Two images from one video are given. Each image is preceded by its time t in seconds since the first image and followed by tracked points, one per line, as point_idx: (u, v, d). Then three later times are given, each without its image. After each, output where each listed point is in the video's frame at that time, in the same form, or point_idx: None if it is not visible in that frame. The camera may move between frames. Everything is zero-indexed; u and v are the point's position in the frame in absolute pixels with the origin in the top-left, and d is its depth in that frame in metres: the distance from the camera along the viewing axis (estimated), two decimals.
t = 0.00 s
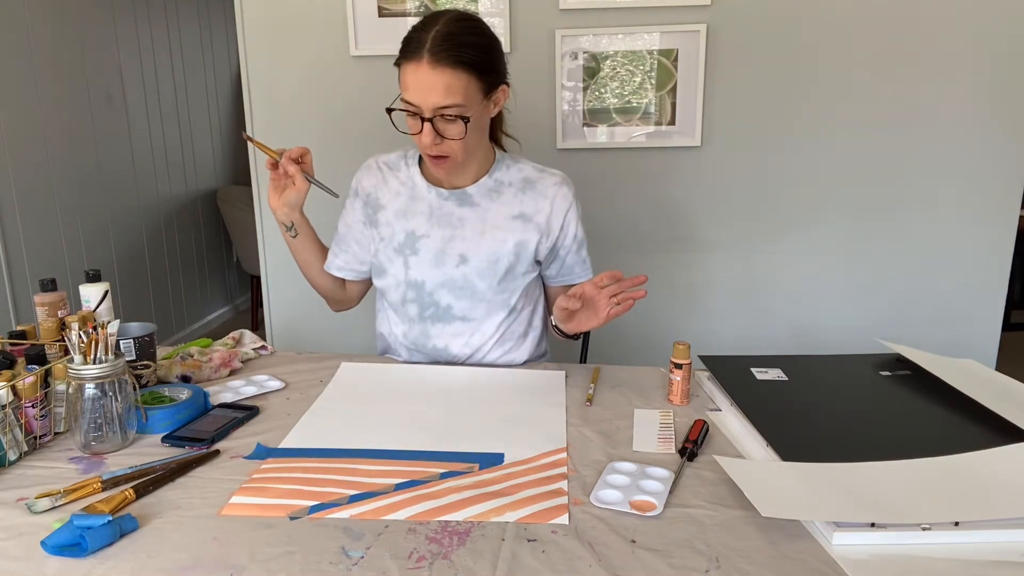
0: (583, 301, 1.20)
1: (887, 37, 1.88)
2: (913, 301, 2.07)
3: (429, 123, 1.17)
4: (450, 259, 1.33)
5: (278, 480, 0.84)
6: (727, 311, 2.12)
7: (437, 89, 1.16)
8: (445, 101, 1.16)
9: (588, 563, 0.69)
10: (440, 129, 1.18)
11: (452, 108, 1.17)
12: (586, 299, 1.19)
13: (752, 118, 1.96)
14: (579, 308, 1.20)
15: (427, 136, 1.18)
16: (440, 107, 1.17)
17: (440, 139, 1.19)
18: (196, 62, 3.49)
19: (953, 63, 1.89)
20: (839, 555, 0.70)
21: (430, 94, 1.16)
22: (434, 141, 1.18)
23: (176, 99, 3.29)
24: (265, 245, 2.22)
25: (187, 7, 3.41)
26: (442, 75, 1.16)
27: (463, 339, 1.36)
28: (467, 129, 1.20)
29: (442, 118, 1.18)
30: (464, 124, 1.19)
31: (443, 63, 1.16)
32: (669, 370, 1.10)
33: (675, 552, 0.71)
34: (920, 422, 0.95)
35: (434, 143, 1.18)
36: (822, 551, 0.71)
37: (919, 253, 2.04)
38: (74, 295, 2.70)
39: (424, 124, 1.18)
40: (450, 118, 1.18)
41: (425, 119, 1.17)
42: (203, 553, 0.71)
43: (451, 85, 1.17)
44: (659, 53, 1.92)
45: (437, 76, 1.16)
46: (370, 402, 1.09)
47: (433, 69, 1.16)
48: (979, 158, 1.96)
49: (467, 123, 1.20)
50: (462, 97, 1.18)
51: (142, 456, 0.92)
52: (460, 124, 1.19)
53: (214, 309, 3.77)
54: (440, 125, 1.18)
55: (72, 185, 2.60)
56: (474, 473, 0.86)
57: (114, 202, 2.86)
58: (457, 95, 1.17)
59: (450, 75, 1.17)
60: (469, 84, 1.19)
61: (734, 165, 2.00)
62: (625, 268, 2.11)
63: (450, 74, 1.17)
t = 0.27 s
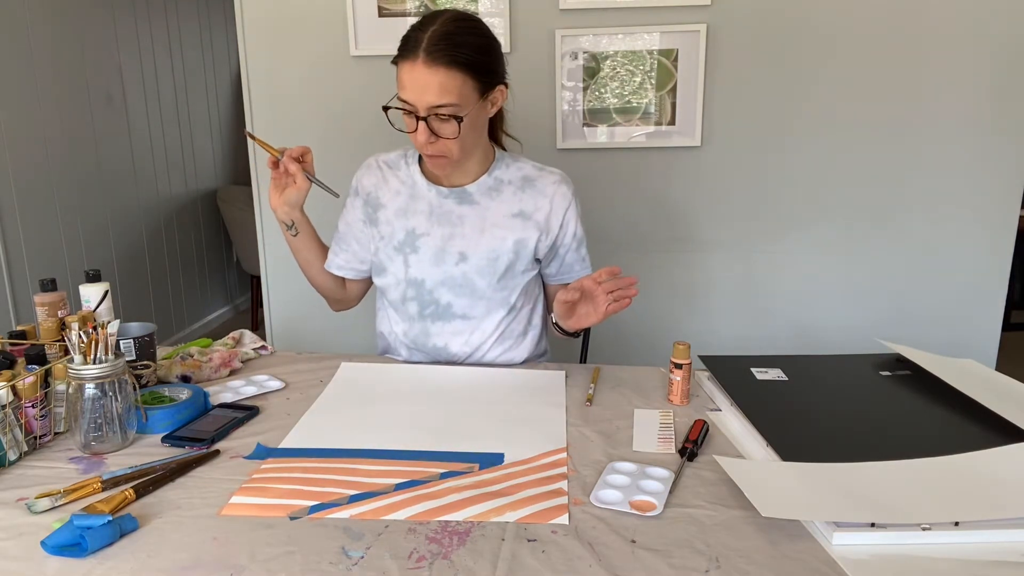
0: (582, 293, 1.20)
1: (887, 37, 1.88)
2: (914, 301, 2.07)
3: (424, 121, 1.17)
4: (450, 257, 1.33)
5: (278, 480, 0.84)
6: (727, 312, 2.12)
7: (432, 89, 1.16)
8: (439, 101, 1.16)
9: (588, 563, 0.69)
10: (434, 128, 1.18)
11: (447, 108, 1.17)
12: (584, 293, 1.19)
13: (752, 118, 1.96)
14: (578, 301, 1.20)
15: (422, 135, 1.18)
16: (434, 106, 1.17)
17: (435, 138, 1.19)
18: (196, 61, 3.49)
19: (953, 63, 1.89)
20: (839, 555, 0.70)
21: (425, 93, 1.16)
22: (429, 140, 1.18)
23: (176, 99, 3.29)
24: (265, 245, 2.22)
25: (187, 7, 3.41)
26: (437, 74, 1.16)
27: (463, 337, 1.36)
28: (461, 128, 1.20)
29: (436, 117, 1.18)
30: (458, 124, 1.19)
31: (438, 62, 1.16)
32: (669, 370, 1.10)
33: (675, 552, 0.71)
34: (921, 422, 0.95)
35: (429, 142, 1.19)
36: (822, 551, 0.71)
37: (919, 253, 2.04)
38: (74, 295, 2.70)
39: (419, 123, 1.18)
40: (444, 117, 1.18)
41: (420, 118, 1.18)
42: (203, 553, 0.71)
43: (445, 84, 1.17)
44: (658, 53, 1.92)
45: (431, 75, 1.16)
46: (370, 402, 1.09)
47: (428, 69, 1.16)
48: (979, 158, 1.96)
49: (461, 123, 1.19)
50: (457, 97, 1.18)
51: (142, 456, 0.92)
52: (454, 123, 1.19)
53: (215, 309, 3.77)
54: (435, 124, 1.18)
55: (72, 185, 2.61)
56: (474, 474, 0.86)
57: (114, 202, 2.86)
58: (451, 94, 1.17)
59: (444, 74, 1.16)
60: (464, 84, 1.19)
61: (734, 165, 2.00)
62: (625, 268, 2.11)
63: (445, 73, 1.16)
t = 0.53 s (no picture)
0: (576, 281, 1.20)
1: (887, 37, 1.88)
2: (914, 301, 2.07)
3: (401, 123, 1.19)
4: (448, 256, 1.33)
5: (278, 480, 0.84)
6: (728, 311, 2.12)
7: (416, 96, 1.17)
8: (421, 109, 1.17)
9: (588, 563, 0.69)
10: (410, 133, 1.19)
11: (425, 118, 1.18)
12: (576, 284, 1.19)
13: (752, 118, 1.96)
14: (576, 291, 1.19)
15: (397, 134, 1.20)
16: (414, 112, 1.18)
17: (409, 143, 1.20)
18: (196, 62, 3.49)
19: (953, 63, 1.89)
20: (839, 555, 0.70)
21: (409, 98, 1.17)
22: (402, 142, 1.20)
23: (176, 99, 3.29)
24: (265, 245, 2.22)
25: (187, 8, 3.41)
26: (424, 83, 1.17)
27: (463, 336, 1.36)
28: (435, 141, 1.21)
29: (414, 123, 1.19)
30: (433, 137, 1.20)
31: (428, 73, 1.16)
32: (669, 370, 1.10)
33: (676, 552, 0.71)
34: (921, 422, 0.95)
35: (401, 144, 1.21)
36: (822, 551, 0.71)
37: (920, 253, 2.04)
38: (74, 295, 2.70)
39: (398, 123, 1.20)
40: (421, 126, 1.19)
41: (400, 119, 1.19)
42: (203, 553, 0.71)
43: (430, 96, 1.17)
44: (658, 53, 1.92)
45: (419, 82, 1.17)
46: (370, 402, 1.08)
47: (417, 76, 1.16)
48: (979, 158, 1.96)
49: (436, 136, 1.20)
50: (439, 110, 1.18)
51: (142, 456, 0.92)
52: (430, 135, 1.20)
53: (215, 309, 3.76)
54: (412, 129, 1.20)
55: (72, 185, 2.60)
56: (474, 473, 0.86)
57: (114, 202, 2.86)
58: (434, 107, 1.18)
59: (430, 86, 1.17)
60: (449, 100, 1.19)
61: (734, 165, 2.00)
62: (625, 268, 2.11)
63: (433, 85, 1.17)
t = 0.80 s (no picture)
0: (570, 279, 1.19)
1: (887, 37, 1.88)
2: (914, 301, 2.07)
3: (401, 128, 1.18)
4: (446, 259, 1.33)
5: (278, 480, 0.84)
6: (727, 311, 2.12)
7: (416, 100, 1.16)
8: (421, 113, 1.17)
9: (588, 563, 0.69)
10: (411, 137, 1.19)
11: (426, 122, 1.18)
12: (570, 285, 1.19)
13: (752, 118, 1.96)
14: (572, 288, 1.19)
15: (397, 139, 1.19)
16: (415, 116, 1.17)
17: (409, 147, 1.20)
18: (196, 62, 3.49)
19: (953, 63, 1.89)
20: (839, 555, 0.70)
21: (409, 103, 1.17)
22: (403, 147, 1.20)
23: (176, 99, 3.29)
24: (265, 245, 2.22)
25: (187, 8, 3.41)
26: (424, 87, 1.16)
27: (462, 338, 1.36)
28: (436, 145, 1.20)
29: (415, 127, 1.18)
30: (435, 140, 1.20)
31: (429, 76, 1.16)
32: (669, 370, 1.10)
33: (675, 552, 0.71)
34: (921, 422, 0.95)
35: (402, 149, 1.20)
36: (822, 551, 0.71)
37: (919, 253, 2.04)
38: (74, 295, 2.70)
39: (398, 128, 1.19)
40: (422, 129, 1.18)
41: (400, 123, 1.19)
42: (203, 553, 0.71)
43: (430, 99, 1.17)
44: (658, 53, 1.92)
45: (418, 87, 1.16)
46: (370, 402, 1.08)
47: (417, 80, 1.16)
48: (979, 158, 1.96)
49: (438, 140, 1.20)
50: (439, 114, 1.18)
51: (142, 456, 0.92)
52: (431, 138, 1.20)
53: (215, 309, 3.76)
54: (412, 133, 1.19)
55: (72, 185, 2.60)
56: (474, 474, 0.86)
57: (114, 202, 2.85)
58: (434, 110, 1.18)
59: (430, 90, 1.17)
60: (450, 104, 1.19)
61: (734, 165, 2.00)
62: (625, 268, 2.11)
63: (433, 89, 1.17)
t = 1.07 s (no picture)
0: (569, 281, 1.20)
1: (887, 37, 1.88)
2: (914, 301, 2.07)
3: (398, 131, 1.18)
4: (444, 261, 1.33)
5: (278, 480, 0.85)
6: (728, 311, 2.12)
7: (412, 102, 1.16)
8: (418, 116, 1.17)
9: (588, 563, 0.69)
10: (408, 140, 1.19)
11: (423, 124, 1.18)
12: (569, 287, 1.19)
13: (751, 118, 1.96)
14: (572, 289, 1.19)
15: (394, 143, 1.19)
16: (411, 119, 1.17)
17: (407, 150, 1.20)
18: (196, 62, 3.49)
19: (953, 63, 1.89)
20: (839, 555, 0.70)
21: (405, 105, 1.17)
22: (400, 150, 1.20)
23: (176, 99, 3.29)
24: (265, 245, 2.22)
25: (187, 8, 3.42)
26: (420, 90, 1.16)
27: (462, 340, 1.36)
28: (434, 147, 1.20)
29: (411, 130, 1.18)
30: (432, 143, 1.20)
31: (424, 78, 1.16)
32: (669, 370, 1.10)
33: (675, 552, 0.71)
34: (921, 422, 0.95)
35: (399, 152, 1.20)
36: (822, 551, 0.71)
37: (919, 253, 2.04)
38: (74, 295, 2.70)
39: (395, 131, 1.19)
40: (419, 132, 1.18)
41: (396, 126, 1.18)
42: (203, 553, 0.71)
43: (426, 101, 1.17)
44: (658, 53, 1.92)
45: (414, 89, 1.16)
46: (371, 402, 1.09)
47: (413, 83, 1.16)
48: (979, 158, 1.96)
49: (435, 142, 1.20)
50: (436, 116, 1.18)
51: (142, 456, 0.92)
52: (428, 141, 1.20)
53: (215, 309, 3.76)
54: (409, 136, 1.19)
55: (72, 185, 2.60)
56: (473, 474, 0.86)
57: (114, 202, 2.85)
58: (431, 112, 1.18)
59: (426, 92, 1.17)
60: (446, 105, 1.19)
61: (734, 165, 2.00)
62: (625, 268, 2.11)
63: (429, 91, 1.17)
